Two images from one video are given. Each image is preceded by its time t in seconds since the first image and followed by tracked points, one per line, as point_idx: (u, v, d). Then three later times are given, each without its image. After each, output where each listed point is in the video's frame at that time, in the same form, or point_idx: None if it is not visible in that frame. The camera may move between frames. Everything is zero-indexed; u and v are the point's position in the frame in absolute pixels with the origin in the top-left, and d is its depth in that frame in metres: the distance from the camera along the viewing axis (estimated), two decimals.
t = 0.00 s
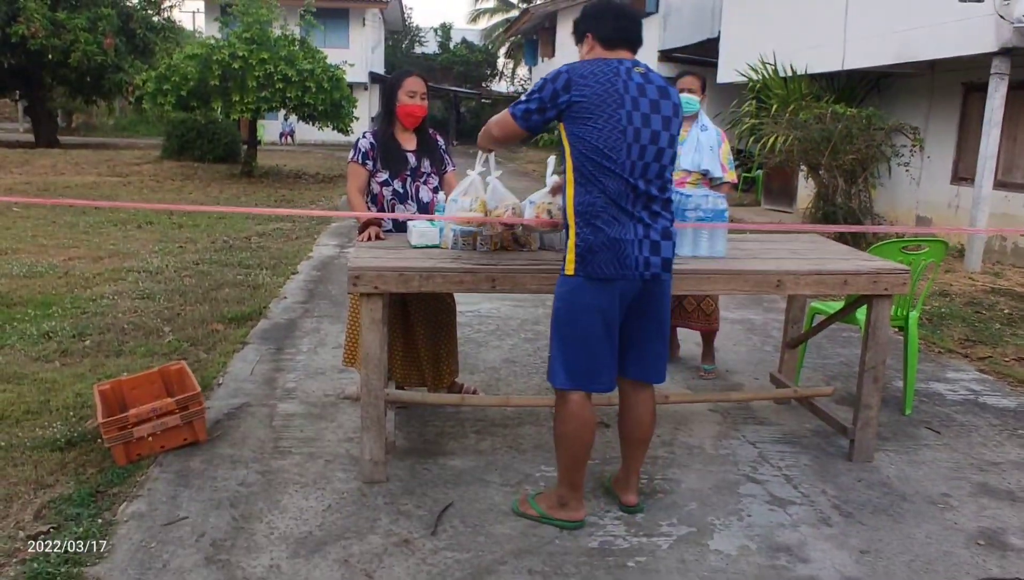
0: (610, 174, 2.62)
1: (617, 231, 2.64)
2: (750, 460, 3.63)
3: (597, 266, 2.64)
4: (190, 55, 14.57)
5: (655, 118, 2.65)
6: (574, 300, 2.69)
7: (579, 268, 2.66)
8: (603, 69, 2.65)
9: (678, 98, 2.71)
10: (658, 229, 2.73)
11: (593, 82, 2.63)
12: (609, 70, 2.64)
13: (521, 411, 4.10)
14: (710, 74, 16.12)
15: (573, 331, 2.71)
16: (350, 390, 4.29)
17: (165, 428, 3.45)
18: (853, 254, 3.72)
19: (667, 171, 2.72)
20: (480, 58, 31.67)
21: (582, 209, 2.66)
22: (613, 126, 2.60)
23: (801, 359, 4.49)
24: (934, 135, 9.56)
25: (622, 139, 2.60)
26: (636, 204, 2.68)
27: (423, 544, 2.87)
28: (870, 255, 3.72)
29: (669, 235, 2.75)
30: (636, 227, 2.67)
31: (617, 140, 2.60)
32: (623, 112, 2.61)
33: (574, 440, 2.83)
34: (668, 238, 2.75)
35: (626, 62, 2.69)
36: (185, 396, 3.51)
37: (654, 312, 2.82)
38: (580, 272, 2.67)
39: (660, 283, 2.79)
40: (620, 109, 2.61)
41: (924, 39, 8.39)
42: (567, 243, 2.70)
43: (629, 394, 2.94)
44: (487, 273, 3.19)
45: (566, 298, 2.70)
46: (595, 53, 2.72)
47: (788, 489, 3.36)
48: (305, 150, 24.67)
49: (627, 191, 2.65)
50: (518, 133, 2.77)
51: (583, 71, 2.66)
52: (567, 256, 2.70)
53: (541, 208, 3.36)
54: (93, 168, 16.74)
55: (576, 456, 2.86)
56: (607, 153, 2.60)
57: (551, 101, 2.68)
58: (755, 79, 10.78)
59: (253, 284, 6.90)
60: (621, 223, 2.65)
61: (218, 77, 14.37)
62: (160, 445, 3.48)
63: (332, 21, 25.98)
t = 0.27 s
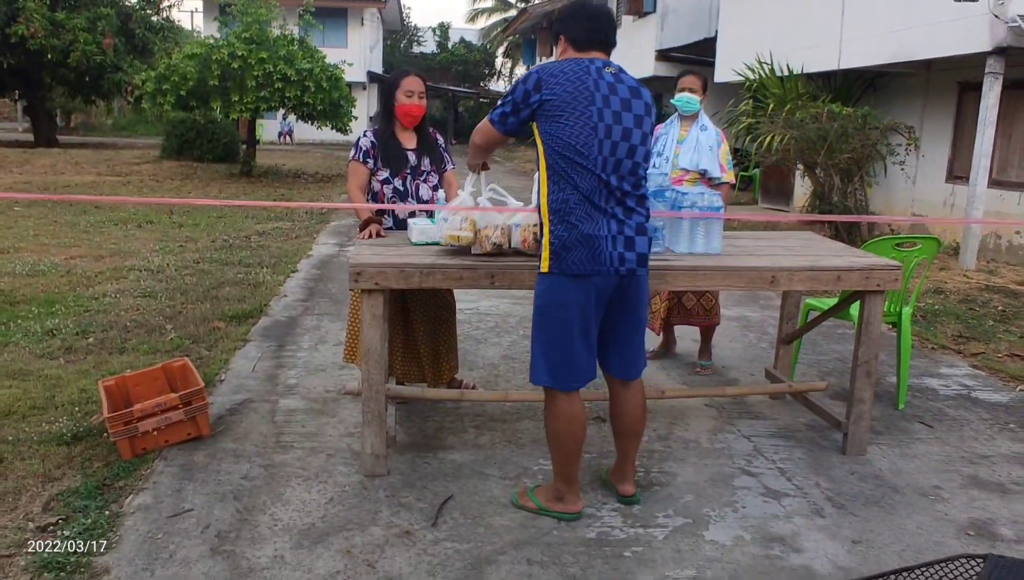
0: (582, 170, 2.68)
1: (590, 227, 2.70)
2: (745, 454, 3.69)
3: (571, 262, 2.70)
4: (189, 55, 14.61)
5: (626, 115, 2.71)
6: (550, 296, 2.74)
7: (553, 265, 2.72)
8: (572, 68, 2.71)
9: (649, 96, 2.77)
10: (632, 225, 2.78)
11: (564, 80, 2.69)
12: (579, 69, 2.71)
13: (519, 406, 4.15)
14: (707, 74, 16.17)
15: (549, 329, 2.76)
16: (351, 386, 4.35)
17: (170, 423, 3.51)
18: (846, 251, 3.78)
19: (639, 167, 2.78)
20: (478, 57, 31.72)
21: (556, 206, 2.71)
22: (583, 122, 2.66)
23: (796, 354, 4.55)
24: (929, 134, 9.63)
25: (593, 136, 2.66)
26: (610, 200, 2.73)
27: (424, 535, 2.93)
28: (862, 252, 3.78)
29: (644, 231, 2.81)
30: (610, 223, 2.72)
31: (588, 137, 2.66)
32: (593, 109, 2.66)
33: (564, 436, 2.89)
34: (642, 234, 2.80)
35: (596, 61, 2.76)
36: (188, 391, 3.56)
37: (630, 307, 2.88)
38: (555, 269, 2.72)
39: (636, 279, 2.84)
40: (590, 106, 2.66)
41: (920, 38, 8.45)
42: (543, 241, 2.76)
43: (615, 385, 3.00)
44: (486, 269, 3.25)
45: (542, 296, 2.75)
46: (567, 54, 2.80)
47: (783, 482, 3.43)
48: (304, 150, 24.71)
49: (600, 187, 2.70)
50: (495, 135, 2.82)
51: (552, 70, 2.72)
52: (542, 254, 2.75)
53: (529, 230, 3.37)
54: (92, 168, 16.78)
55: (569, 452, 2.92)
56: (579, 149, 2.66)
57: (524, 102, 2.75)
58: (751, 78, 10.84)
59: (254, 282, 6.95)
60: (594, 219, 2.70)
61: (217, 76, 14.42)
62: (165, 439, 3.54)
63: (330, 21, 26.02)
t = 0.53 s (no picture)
0: (577, 173, 2.72)
1: (585, 229, 2.74)
2: (743, 452, 3.73)
3: (565, 263, 2.74)
4: (189, 56, 14.65)
5: (621, 119, 2.76)
6: (544, 297, 2.78)
7: (547, 266, 2.76)
8: (570, 72, 2.76)
9: (643, 101, 2.82)
10: (625, 226, 2.83)
11: (561, 83, 2.74)
12: (577, 73, 2.75)
13: (520, 405, 4.20)
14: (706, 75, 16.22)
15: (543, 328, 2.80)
16: (353, 386, 4.39)
17: (175, 421, 3.55)
18: (843, 252, 3.82)
19: (632, 170, 2.83)
20: (477, 58, 31.76)
21: (550, 208, 2.75)
22: (579, 126, 2.70)
23: (794, 355, 4.60)
24: (924, 135, 9.68)
25: (588, 139, 2.70)
26: (604, 202, 2.78)
27: (427, 531, 2.97)
28: (859, 253, 3.82)
29: (636, 232, 2.86)
30: (604, 224, 2.77)
31: (584, 140, 2.70)
32: (590, 112, 2.71)
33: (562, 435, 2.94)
34: (634, 235, 2.86)
35: (593, 64, 2.80)
36: (194, 390, 3.60)
37: (622, 307, 2.93)
38: (549, 269, 2.76)
39: (628, 279, 2.89)
40: (586, 109, 2.71)
41: (917, 40, 8.50)
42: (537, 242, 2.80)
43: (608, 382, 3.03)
44: (488, 270, 3.30)
45: (537, 296, 2.79)
46: (569, 53, 2.84)
47: (780, 480, 3.47)
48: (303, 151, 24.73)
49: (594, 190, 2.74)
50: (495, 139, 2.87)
51: (550, 73, 2.77)
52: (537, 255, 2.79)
53: (526, 237, 3.45)
54: (93, 168, 16.80)
55: (567, 452, 2.97)
56: (574, 153, 2.70)
57: (522, 105, 2.79)
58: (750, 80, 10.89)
59: (255, 282, 6.99)
60: (588, 221, 2.74)
61: (217, 77, 14.45)
62: (171, 437, 3.58)
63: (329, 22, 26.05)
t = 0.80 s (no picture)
0: (593, 182, 2.69)
1: (599, 237, 2.71)
2: (745, 460, 3.71)
3: (579, 272, 2.71)
4: (184, 64, 14.63)
5: (636, 128, 2.74)
6: (556, 305, 2.76)
7: (562, 274, 2.73)
8: (586, 79, 2.73)
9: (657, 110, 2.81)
10: (637, 235, 2.82)
11: (578, 91, 2.71)
12: (594, 80, 2.72)
13: (520, 414, 4.17)
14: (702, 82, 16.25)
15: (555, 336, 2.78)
16: (352, 395, 4.36)
17: (173, 430, 3.51)
18: (845, 258, 3.81)
19: (645, 179, 2.81)
20: (473, 65, 31.79)
21: (565, 216, 2.72)
22: (596, 134, 2.67)
23: (795, 361, 4.58)
24: (924, 142, 9.70)
25: (605, 148, 2.67)
26: (617, 211, 2.76)
27: (428, 541, 2.94)
28: (861, 259, 3.81)
29: (647, 240, 2.85)
30: (618, 233, 2.75)
31: (600, 149, 2.67)
32: (606, 121, 2.68)
33: (571, 440, 2.91)
34: (645, 244, 2.85)
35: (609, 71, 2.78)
36: (191, 399, 3.57)
37: (632, 315, 2.91)
38: (562, 278, 2.73)
39: (639, 288, 2.88)
40: (603, 118, 2.68)
41: (915, 46, 8.51)
42: (550, 250, 2.76)
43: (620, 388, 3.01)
44: (488, 278, 3.27)
45: (549, 304, 2.76)
46: (584, 57, 2.81)
47: (783, 487, 3.45)
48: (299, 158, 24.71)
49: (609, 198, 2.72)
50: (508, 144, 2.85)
51: (567, 80, 2.73)
52: (550, 263, 2.76)
53: (525, 244, 3.41)
54: (87, 176, 16.76)
55: (572, 459, 2.94)
56: (590, 161, 2.67)
57: (537, 111, 2.74)
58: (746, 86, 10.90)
59: (252, 290, 6.96)
60: (603, 229, 2.72)
61: (213, 85, 14.43)
62: (168, 447, 3.54)
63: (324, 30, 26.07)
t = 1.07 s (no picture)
0: (625, 197, 2.69)
1: (630, 250, 2.73)
2: (744, 471, 3.70)
3: (610, 285, 2.72)
4: (182, 79, 14.69)
5: (666, 143, 2.76)
6: (584, 317, 2.76)
7: (592, 286, 2.73)
8: (620, 94, 2.72)
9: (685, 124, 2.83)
10: (663, 247, 2.84)
11: (614, 106, 2.70)
12: (628, 96, 2.72)
13: (518, 426, 4.16)
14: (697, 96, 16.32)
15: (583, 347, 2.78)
16: (350, 408, 4.35)
17: (169, 444, 3.50)
18: (842, 268, 3.81)
19: (672, 193, 2.83)
20: (469, 81, 31.92)
21: (596, 230, 2.72)
22: (631, 150, 2.68)
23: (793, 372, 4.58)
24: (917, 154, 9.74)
25: (639, 164, 2.68)
26: (647, 224, 2.77)
27: (426, 555, 2.92)
28: (858, 269, 3.81)
29: (672, 252, 2.88)
30: (647, 247, 2.77)
31: (635, 164, 2.68)
32: (641, 136, 2.69)
33: (574, 451, 2.91)
34: (671, 256, 2.87)
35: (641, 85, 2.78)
36: (188, 413, 3.55)
37: (656, 326, 2.93)
38: (593, 290, 2.73)
39: (664, 300, 2.90)
40: (637, 133, 2.69)
41: (907, 59, 8.56)
42: (579, 262, 2.76)
43: (636, 399, 2.99)
44: (486, 289, 3.27)
45: (578, 316, 2.77)
46: (616, 70, 2.79)
47: (782, 498, 3.44)
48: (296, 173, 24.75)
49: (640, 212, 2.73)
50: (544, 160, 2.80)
51: (603, 95, 2.72)
52: (579, 275, 2.76)
53: (522, 256, 3.42)
54: (85, 192, 16.77)
55: (572, 469, 2.94)
56: (625, 176, 2.68)
57: (573, 127, 2.71)
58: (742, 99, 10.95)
59: (249, 304, 6.96)
60: (634, 243, 2.73)
61: (211, 100, 14.47)
62: (164, 461, 3.53)
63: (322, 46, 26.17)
